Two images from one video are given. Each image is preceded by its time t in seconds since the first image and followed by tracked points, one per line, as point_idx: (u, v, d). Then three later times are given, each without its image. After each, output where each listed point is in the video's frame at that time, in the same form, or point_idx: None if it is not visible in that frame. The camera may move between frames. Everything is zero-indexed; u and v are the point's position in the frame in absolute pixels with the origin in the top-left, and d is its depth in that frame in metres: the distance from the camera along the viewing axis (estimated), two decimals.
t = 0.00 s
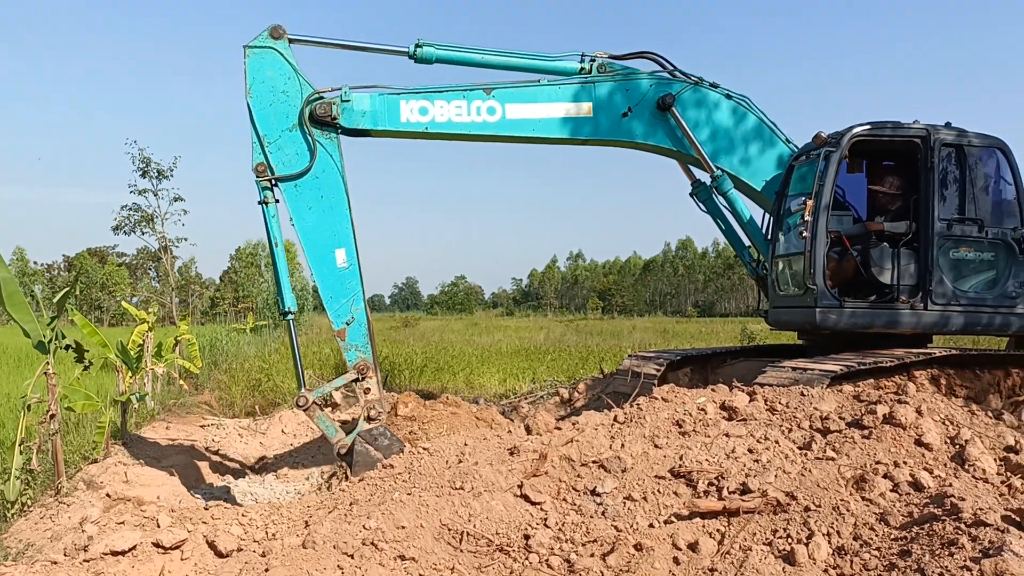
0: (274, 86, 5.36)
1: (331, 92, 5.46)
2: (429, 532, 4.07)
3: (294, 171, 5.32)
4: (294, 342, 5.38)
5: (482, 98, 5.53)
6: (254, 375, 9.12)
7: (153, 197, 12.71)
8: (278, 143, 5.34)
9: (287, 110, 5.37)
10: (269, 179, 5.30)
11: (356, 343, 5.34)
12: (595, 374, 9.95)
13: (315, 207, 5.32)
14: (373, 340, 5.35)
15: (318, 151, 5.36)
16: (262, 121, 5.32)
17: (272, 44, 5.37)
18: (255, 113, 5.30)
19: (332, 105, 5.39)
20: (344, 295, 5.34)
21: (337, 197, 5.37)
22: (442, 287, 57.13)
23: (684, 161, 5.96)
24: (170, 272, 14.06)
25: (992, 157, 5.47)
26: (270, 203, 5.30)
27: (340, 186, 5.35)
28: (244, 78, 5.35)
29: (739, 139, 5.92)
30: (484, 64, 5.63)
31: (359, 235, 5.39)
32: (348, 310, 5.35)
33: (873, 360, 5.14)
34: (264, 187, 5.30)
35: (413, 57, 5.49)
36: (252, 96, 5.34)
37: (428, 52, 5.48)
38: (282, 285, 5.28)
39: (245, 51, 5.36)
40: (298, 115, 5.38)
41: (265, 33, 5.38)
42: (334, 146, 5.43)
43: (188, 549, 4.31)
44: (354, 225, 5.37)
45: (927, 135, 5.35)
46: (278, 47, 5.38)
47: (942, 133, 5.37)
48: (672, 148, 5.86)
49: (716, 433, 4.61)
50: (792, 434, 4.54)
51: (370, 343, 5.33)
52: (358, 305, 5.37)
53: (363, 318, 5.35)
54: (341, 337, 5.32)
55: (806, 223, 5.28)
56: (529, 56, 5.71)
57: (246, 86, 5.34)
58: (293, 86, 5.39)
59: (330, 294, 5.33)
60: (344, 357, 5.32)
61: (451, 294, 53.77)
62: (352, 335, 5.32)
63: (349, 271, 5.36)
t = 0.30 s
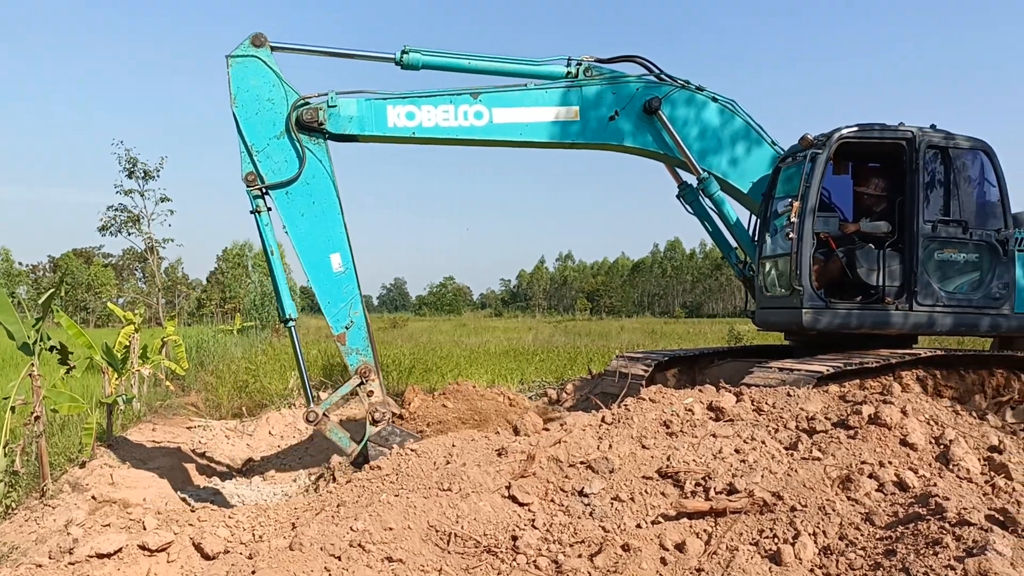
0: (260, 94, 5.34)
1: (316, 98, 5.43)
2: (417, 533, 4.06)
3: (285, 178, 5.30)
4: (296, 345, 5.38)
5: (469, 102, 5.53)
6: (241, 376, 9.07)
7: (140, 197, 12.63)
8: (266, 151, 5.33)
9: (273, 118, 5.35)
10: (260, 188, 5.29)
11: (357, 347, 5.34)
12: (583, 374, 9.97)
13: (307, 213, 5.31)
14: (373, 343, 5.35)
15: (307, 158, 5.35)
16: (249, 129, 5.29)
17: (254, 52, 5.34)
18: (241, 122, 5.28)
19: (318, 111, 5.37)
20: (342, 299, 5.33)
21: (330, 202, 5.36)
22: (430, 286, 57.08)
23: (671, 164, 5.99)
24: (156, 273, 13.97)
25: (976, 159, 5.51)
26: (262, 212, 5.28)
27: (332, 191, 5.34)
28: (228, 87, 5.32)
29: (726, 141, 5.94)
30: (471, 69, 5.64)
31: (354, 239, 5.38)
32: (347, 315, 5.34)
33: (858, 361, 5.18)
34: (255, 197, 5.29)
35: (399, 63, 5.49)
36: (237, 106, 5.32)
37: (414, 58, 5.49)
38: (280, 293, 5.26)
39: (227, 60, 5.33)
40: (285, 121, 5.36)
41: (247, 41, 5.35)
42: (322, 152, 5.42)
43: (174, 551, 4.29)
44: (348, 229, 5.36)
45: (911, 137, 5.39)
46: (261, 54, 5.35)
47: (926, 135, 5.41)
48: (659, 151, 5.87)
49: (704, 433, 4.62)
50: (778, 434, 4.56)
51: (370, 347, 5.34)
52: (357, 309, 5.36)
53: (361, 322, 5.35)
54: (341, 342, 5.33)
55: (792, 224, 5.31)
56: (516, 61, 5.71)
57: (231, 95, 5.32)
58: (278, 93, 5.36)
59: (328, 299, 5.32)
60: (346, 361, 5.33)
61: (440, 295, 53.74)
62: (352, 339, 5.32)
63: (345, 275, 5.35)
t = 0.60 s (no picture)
0: (245, 99, 5.33)
1: (303, 102, 5.44)
2: (403, 537, 4.05)
3: (270, 183, 5.28)
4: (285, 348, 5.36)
5: (455, 106, 5.54)
6: (227, 379, 9.02)
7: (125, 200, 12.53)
8: (251, 156, 5.32)
9: (259, 122, 5.34)
10: (245, 193, 5.27)
11: (344, 352, 5.30)
12: (570, 377, 9.99)
13: (292, 217, 5.30)
14: (359, 348, 5.33)
15: (292, 162, 5.33)
16: (234, 133, 5.28)
17: (239, 56, 5.33)
18: (226, 126, 5.27)
19: (303, 116, 5.37)
20: (328, 304, 5.32)
21: (315, 206, 5.34)
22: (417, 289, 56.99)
23: (657, 167, 6.01)
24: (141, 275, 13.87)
25: (959, 163, 5.55)
26: (248, 217, 5.25)
27: (317, 196, 5.32)
28: (213, 91, 5.31)
29: (711, 146, 5.97)
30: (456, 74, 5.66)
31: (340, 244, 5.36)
32: (333, 320, 5.31)
33: (844, 364, 5.21)
34: (241, 203, 5.26)
35: (385, 67, 5.49)
36: (222, 110, 5.30)
37: (400, 62, 5.48)
38: (265, 297, 5.23)
39: (212, 64, 5.31)
40: (270, 126, 5.34)
41: (232, 45, 5.34)
42: (308, 156, 5.41)
43: (159, 556, 4.25)
44: (335, 234, 5.34)
45: (895, 142, 5.43)
46: (246, 58, 5.34)
47: (910, 140, 5.45)
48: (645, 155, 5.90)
49: (690, 436, 4.63)
50: (764, 436, 4.58)
51: (357, 351, 5.30)
52: (343, 314, 5.33)
53: (348, 327, 5.32)
54: (326, 347, 5.30)
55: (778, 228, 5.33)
56: (503, 66, 5.72)
57: (216, 100, 5.30)
58: (264, 97, 5.35)
59: (313, 305, 5.30)
60: (332, 366, 5.29)
61: (428, 298, 53.67)
62: (339, 344, 5.28)
63: (331, 280, 5.34)
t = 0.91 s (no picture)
0: (236, 83, 5.34)
1: (294, 88, 5.44)
2: (389, 543, 4.03)
3: (259, 167, 5.31)
4: (271, 339, 5.33)
5: (447, 98, 5.55)
6: (212, 384, 8.96)
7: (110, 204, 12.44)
8: (241, 140, 5.34)
9: (250, 107, 5.36)
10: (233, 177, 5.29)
11: (327, 339, 5.37)
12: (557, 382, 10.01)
13: (280, 202, 5.32)
14: (342, 336, 5.37)
15: (281, 147, 5.36)
16: (225, 117, 5.29)
17: (232, 40, 5.35)
18: (217, 110, 5.28)
19: (295, 102, 5.38)
20: (313, 291, 5.36)
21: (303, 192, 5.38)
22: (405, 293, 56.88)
23: (647, 167, 6.02)
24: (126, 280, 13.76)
25: (942, 169, 5.61)
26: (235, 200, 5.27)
27: (306, 181, 5.35)
28: (205, 75, 5.33)
29: (701, 147, 6.00)
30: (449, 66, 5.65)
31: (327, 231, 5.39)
32: (318, 306, 5.37)
33: (829, 367, 5.23)
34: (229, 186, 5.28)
35: (378, 57, 5.50)
36: (214, 93, 5.32)
37: (393, 53, 5.48)
38: (251, 281, 5.24)
39: (205, 47, 5.34)
40: (261, 111, 5.36)
41: (226, 29, 5.37)
42: (298, 142, 5.44)
43: (143, 563, 4.22)
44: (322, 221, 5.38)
45: (879, 147, 5.47)
46: (239, 43, 5.36)
47: (893, 145, 5.49)
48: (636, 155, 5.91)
49: (676, 440, 4.64)
50: (749, 441, 4.59)
51: (340, 340, 5.36)
52: (327, 301, 5.39)
53: (332, 315, 5.38)
54: (311, 333, 5.35)
55: (763, 232, 5.36)
56: (496, 60, 5.74)
57: (208, 83, 5.32)
58: (255, 83, 5.37)
59: (298, 291, 5.34)
60: (315, 353, 5.35)
61: (415, 303, 53.58)
62: (322, 331, 5.34)
63: (317, 267, 5.37)
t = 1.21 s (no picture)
0: (226, 52, 5.41)
1: (283, 60, 5.51)
2: (368, 548, 4.01)
3: (244, 136, 5.37)
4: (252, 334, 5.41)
5: (435, 80, 5.57)
6: (189, 389, 8.86)
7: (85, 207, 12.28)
8: (227, 109, 5.40)
9: (238, 77, 5.43)
10: (218, 144, 5.34)
11: (301, 311, 5.48)
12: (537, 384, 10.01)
13: (263, 171, 5.38)
14: (317, 307, 5.50)
15: (267, 118, 5.42)
16: (213, 85, 5.35)
17: (224, 9, 5.43)
18: (206, 77, 5.35)
19: (283, 73, 5.45)
20: (290, 261, 5.43)
21: (286, 163, 5.45)
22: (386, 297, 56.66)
23: (631, 161, 6.05)
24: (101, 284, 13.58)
25: (914, 172, 5.68)
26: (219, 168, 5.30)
27: (289, 153, 5.43)
28: (196, 42, 5.39)
29: (685, 147, 6.05)
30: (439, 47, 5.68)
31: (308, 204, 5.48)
32: (294, 277, 5.46)
33: (806, 369, 5.28)
34: (213, 153, 5.32)
35: (370, 35, 5.48)
36: (204, 60, 5.38)
37: (385, 32, 5.49)
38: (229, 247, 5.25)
39: (197, 15, 5.40)
40: (249, 81, 5.45)
41: None
42: (284, 114, 5.49)
43: (119, 570, 4.17)
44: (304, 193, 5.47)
45: (851, 151, 5.53)
46: (232, 12, 5.44)
47: (865, 149, 5.56)
48: (621, 148, 5.93)
49: (654, 443, 4.66)
50: (727, 442, 4.62)
51: (315, 311, 5.49)
52: (304, 273, 5.48)
53: (308, 286, 5.49)
54: (285, 303, 5.46)
55: (737, 235, 5.40)
56: (486, 45, 5.77)
57: (198, 51, 5.38)
58: (246, 54, 5.45)
59: (276, 260, 5.41)
60: (289, 324, 5.47)
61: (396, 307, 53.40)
62: (298, 302, 5.46)
63: (296, 238, 5.44)
